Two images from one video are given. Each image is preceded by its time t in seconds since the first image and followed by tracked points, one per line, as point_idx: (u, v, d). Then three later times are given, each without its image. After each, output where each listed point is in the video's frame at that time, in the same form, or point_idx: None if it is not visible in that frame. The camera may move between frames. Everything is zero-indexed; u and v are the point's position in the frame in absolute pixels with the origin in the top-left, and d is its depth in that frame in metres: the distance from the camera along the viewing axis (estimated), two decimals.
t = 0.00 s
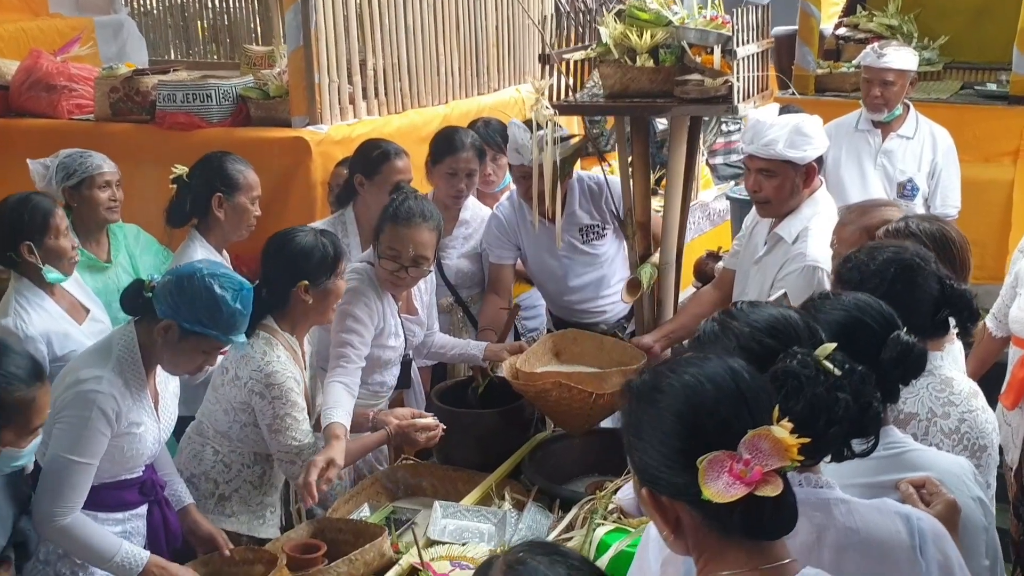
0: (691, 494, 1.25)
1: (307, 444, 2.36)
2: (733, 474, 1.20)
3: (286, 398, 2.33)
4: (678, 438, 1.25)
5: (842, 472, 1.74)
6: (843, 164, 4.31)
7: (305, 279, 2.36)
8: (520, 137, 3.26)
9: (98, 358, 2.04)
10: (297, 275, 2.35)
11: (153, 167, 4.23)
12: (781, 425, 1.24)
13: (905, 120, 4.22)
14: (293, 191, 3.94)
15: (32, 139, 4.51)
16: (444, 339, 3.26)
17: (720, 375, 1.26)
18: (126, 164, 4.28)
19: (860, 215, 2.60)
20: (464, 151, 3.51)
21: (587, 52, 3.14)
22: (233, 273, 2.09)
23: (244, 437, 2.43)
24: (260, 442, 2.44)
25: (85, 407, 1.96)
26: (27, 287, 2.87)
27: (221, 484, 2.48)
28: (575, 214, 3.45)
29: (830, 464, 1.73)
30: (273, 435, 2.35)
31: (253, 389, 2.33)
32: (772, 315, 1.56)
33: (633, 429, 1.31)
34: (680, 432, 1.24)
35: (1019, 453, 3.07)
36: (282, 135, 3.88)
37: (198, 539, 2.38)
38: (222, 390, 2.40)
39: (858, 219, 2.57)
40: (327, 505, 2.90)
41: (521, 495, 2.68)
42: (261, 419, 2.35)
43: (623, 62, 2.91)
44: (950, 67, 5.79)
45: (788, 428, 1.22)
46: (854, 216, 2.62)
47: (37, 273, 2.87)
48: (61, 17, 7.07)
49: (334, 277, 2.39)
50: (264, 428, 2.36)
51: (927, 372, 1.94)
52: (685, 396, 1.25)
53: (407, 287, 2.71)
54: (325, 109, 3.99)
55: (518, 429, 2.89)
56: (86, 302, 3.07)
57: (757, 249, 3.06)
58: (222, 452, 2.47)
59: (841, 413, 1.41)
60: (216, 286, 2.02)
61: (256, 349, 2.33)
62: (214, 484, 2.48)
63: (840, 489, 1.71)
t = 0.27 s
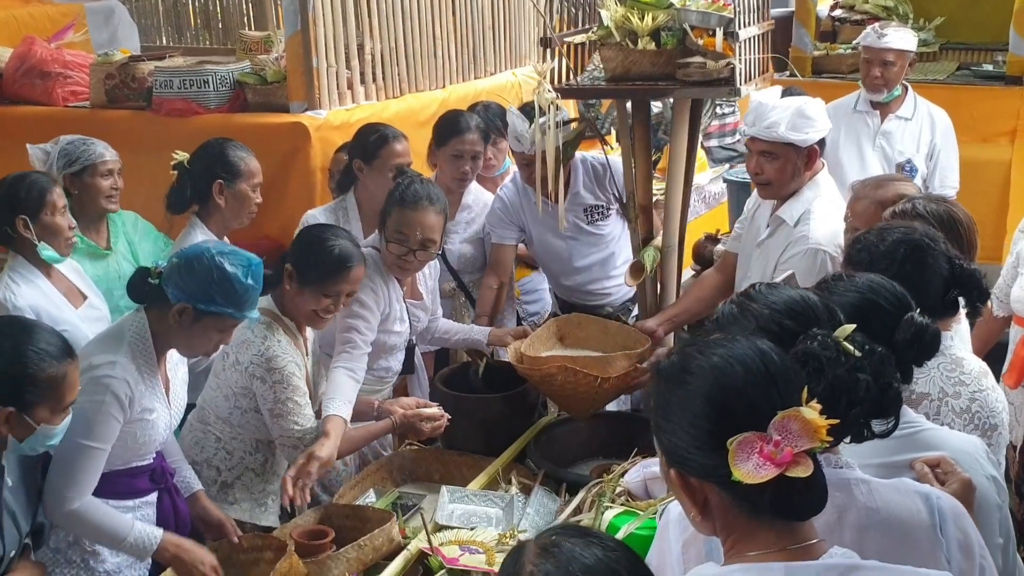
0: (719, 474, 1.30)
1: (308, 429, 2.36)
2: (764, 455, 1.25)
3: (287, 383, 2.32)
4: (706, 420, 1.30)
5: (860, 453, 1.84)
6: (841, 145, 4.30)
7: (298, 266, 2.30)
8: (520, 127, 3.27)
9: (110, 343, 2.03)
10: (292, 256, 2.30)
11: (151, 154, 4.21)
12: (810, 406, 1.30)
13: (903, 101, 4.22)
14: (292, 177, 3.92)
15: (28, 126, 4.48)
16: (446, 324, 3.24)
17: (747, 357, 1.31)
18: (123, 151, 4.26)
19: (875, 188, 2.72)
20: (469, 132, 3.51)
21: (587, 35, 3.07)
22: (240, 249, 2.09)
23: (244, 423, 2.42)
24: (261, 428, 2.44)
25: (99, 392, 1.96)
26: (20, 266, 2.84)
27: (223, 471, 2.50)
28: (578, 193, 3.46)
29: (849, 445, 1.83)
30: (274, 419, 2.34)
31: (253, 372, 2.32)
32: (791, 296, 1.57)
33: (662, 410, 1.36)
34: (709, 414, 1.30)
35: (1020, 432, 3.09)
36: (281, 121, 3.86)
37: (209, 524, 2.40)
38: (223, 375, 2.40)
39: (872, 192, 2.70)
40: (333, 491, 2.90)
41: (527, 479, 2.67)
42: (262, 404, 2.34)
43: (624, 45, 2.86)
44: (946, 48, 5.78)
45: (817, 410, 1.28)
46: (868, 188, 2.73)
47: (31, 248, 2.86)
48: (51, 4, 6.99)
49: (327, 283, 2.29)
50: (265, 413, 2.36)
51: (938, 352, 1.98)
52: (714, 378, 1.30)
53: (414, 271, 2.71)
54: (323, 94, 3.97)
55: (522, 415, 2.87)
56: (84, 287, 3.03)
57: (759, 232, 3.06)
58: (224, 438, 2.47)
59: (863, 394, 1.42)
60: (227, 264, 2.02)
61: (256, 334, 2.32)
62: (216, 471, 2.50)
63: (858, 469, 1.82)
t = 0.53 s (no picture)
0: (736, 460, 1.32)
1: (311, 424, 2.38)
2: (781, 445, 1.27)
3: (292, 377, 2.33)
4: (725, 408, 1.32)
5: (869, 445, 1.84)
6: (843, 137, 4.30)
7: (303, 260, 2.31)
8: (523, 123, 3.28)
9: (131, 328, 2.06)
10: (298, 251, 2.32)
11: (154, 150, 4.22)
12: (828, 397, 1.31)
13: (906, 94, 4.22)
14: (295, 173, 3.94)
15: (31, 122, 4.49)
16: (451, 320, 3.24)
17: (765, 346, 1.33)
18: (126, 148, 4.27)
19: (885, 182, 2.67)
20: (478, 128, 3.48)
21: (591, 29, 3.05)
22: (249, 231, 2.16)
23: (251, 417, 2.44)
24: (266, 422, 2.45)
25: (128, 373, 1.99)
26: (20, 263, 2.84)
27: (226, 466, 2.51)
28: (583, 185, 3.47)
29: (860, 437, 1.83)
30: (279, 414, 2.36)
31: (259, 366, 2.33)
32: (806, 287, 1.59)
33: (679, 399, 1.38)
34: (728, 403, 1.32)
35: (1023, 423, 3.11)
36: (284, 117, 3.87)
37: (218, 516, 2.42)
38: (230, 369, 2.41)
39: (888, 176, 2.72)
40: (338, 485, 2.90)
41: (532, 473, 2.68)
42: (267, 398, 2.36)
43: (627, 39, 2.87)
44: (947, 41, 5.79)
45: (834, 400, 1.29)
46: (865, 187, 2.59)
47: (29, 246, 2.86)
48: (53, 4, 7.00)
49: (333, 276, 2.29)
50: (270, 408, 2.37)
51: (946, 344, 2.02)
52: (732, 368, 1.32)
53: (419, 267, 2.72)
54: (326, 91, 3.97)
55: (527, 409, 2.88)
56: (84, 284, 3.02)
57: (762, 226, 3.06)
58: (231, 432, 2.48)
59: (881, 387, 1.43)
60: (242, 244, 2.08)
61: (263, 329, 2.34)
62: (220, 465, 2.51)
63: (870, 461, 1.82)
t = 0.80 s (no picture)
0: (737, 455, 1.34)
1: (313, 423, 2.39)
2: (780, 441, 1.29)
3: (294, 376, 2.33)
4: (724, 403, 1.33)
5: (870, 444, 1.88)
6: (842, 137, 4.33)
7: (307, 260, 2.32)
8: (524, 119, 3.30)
9: (152, 323, 2.06)
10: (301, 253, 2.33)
11: (153, 150, 4.22)
12: (827, 394, 1.32)
13: (905, 95, 4.25)
14: (294, 173, 3.95)
15: (29, 122, 4.49)
16: (449, 320, 3.25)
17: (767, 343, 1.34)
18: (124, 148, 4.27)
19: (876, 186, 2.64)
20: (484, 131, 3.47)
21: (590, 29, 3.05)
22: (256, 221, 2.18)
23: (252, 416, 2.44)
24: (268, 421, 2.45)
25: (168, 369, 2.00)
26: (14, 265, 2.84)
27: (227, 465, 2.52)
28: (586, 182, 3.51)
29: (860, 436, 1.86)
30: (281, 412, 2.36)
31: (262, 365, 2.33)
32: (811, 286, 1.61)
33: (680, 394, 1.40)
34: (728, 399, 1.33)
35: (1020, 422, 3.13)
36: (283, 117, 3.87)
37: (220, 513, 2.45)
38: (231, 367, 2.41)
39: (890, 174, 2.72)
40: (337, 485, 2.90)
41: (531, 472, 2.70)
42: (269, 397, 2.36)
43: (626, 40, 2.87)
44: (943, 42, 5.81)
45: (834, 398, 1.30)
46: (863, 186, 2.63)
47: (20, 250, 2.87)
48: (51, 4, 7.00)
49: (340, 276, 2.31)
50: (272, 406, 2.37)
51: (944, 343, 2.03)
52: (733, 363, 1.33)
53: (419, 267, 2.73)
54: (325, 91, 3.98)
55: (526, 408, 2.89)
56: (78, 284, 3.02)
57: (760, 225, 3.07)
58: (231, 431, 2.48)
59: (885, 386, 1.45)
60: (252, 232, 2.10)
61: (265, 328, 2.35)
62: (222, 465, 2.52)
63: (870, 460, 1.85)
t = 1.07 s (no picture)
0: (735, 456, 1.35)
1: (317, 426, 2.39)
2: (777, 444, 1.29)
3: (299, 380, 2.35)
4: (722, 404, 1.34)
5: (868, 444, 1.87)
6: (841, 139, 4.34)
7: (317, 266, 2.36)
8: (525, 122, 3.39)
9: (167, 326, 2.07)
10: (312, 260, 2.36)
11: (153, 154, 4.23)
12: (826, 396, 1.33)
13: (903, 97, 4.26)
14: (294, 176, 3.96)
15: (30, 126, 4.50)
16: (448, 322, 3.27)
17: (766, 344, 1.35)
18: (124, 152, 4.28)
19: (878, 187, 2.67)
20: (486, 134, 3.53)
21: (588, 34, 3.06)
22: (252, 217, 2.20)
23: (254, 419, 2.45)
24: (270, 426, 2.46)
25: (188, 371, 2.02)
26: (13, 270, 2.83)
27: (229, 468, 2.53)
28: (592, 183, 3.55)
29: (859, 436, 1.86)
30: (285, 415, 2.38)
31: (266, 368, 2.35)
32: (814, 288, 1.63)
33: (680, 395, 1.41)
34: (726, 400, 1.34)
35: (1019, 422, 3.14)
36: (283, 121, 3.89)
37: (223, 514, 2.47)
38: (234, 371, 2.42)
39: (887, 176, 2.74)
40: (337, 488, 2.91)
41: (531, 474, 2.71)
42: (274, 400, 2.38)
43: (625, 43, 2.87)
44: (941, 45, 5.83)
45: (832, 400, 1.31)
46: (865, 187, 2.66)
47: (20, 256, 2.88)
48: (52, 9, 7.01)
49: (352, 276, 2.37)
50: (276, 409, 2.39)
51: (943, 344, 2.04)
52: (731, 365, 1.34)
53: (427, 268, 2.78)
54: (324, 95, 3.99)
55: (527, 411, 2.90)
56: (76, 288, 3.01)
57: (759, 227, 3.08)
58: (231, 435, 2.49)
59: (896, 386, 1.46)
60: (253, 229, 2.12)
61: (268, 331, 2.36)
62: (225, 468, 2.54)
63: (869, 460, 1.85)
